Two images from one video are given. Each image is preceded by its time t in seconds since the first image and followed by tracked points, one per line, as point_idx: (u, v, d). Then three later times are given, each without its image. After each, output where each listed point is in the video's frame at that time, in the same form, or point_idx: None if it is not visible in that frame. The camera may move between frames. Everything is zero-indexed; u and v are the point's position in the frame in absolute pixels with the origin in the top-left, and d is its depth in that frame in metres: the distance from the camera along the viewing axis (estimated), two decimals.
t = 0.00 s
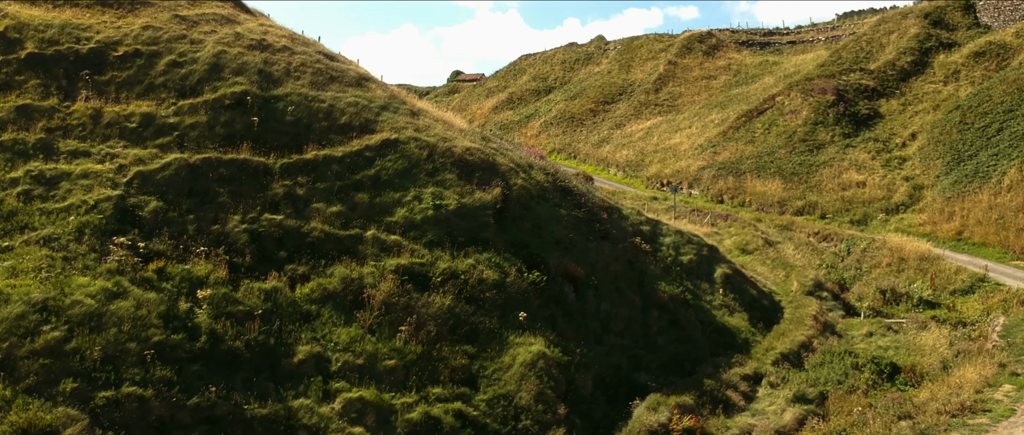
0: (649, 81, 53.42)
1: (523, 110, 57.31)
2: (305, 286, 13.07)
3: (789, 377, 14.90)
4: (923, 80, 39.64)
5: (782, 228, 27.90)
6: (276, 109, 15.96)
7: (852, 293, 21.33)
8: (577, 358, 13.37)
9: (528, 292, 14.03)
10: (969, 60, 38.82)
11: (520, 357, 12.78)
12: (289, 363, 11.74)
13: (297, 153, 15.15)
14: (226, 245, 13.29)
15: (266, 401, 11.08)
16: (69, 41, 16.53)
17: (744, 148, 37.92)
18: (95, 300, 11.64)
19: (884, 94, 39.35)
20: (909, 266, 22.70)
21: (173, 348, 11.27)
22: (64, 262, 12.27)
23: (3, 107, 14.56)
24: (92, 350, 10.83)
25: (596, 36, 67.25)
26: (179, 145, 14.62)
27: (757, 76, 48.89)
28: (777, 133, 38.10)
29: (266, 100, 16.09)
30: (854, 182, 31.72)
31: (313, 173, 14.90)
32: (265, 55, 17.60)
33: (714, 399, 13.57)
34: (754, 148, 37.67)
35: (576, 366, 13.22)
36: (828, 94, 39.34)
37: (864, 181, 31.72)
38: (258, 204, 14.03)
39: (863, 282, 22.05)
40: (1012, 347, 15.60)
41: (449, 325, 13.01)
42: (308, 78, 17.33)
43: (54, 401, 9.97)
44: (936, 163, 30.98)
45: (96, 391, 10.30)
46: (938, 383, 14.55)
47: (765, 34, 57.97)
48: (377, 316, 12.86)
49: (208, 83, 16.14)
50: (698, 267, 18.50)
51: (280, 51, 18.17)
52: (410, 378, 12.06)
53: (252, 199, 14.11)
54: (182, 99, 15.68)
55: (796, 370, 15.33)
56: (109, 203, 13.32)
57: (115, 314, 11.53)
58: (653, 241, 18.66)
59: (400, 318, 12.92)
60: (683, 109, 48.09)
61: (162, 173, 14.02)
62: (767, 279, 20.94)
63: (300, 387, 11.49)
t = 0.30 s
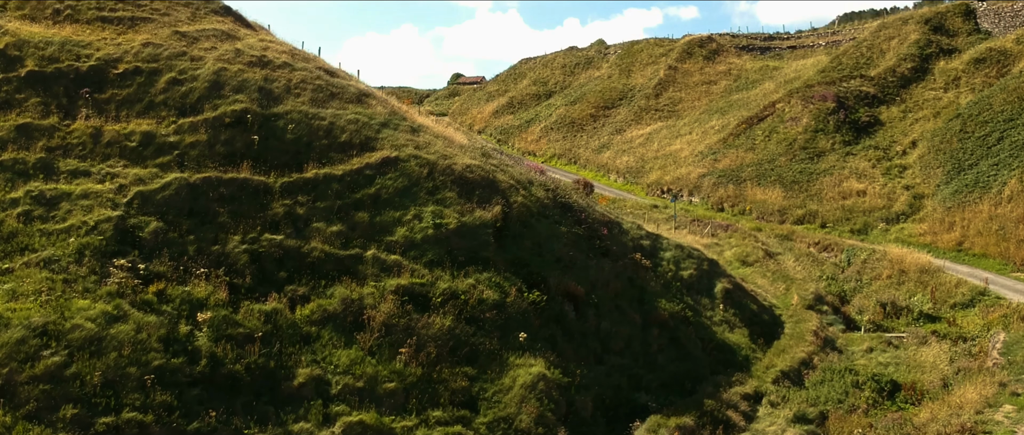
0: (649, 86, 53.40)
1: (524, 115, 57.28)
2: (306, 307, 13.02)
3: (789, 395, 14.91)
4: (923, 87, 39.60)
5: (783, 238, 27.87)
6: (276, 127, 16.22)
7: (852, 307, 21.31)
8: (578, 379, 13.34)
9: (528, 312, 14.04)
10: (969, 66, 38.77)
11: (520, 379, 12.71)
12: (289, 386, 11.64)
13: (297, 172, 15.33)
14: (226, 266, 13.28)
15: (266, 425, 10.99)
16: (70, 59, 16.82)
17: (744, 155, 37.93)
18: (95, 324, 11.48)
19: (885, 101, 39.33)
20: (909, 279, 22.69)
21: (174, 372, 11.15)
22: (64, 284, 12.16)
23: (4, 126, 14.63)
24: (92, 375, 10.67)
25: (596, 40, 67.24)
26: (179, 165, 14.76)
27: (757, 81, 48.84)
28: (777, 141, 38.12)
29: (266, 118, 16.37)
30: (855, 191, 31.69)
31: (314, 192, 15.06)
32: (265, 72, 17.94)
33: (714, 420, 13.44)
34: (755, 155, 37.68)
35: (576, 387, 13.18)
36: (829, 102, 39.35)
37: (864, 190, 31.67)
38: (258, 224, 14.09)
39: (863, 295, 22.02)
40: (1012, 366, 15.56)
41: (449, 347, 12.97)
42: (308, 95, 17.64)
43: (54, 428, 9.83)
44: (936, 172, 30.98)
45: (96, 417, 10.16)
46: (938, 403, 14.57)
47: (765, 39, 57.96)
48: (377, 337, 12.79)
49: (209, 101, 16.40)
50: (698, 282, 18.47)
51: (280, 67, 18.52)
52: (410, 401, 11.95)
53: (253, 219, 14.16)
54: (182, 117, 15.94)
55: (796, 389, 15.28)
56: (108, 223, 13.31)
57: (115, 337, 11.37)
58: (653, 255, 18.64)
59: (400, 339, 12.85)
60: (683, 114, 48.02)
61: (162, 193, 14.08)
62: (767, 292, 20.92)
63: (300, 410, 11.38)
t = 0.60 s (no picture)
0: (649, 91, 53.38)
1: (524, 120, 57.23)
2: (306, 328, 12.92)
3: (789, 414, 14.79)
4: (924, 93, 39.56)
5: (783, 248, 27.77)
6: (278, 146, 16.38)
7: (852, 320, 21.26)
8: (578, 400, 13.21)
9: (528, 332, 14.08)
10: (970, 73, 38.74)
11: (520, 400, 12.60)
12: (289, 408, 11.39)
13: (297, 191, 15.47)
14: (227, 286, 13.25)
15: None
16: (70, 76, 16.88)
17: (745, 163, 37.94)
18: (96, 347, 11.38)
19: (885, 108, 39.29)
20: (910, 291, 22.65)
21: (175, 396, 10.99)
22: (64, 307, 12.11)
23: (4, 145, 14.73)
24: (93, 400, 10.52)
25: (596, 44, 67.25)
26: (179, 184, 14.84)
27: (758, 86, 48.78)
28: (777, 148, 38.14)
29: (267, 136, 16.60)
30: (855, 200, 31.67)
31: (314, 211, 15.13)
32: (265, 88, 18.12)
33: None
34: (755, 163, 37.70)
35: (576, 408, 13.02)
36: (828, 110, 39.40)
37: (864, 198, 31.63)
38: (258, 244, 14.10)
39: (863, 308, 21.93)
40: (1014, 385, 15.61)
41: (449, 368, 12.90)
42: (308, 112, 17.90)
43: None
44: (936, 182, 30.98)
45: None
46: (939, 421, 14.54)
47: (765, 44, 57.98)
48: (377, 359, 12.66)
49: (210, 118, 16.59)
50: (700, 296, 18.38)
51: (280, 83, 18.74)
52: (411, 423, 11.75)
53: (253, 238, 14.20)
54: (182, 135, 16.11)
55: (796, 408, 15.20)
56: (109, 244, 13.32)
57: (116, 361, 11.25)
58: (654, 269, 18.55)
59: (401, 360, 12.74)
60: (683, 120, 47.91)
61: (162, 213, 14.13)
62: (767, 305, 20.88)
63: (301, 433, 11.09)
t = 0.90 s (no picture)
0: (649, 96, 53.24)
1: (523, 124, 56.78)
2: (307, 349, 12.79)
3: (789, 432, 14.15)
4: (925, 99, 39.46)
5: (783, 258, 27.48)
6: (277, 164, 17.06)
7: (853, 333, 21.05)
8: (579, 421, 12.86)
9: (529, 352, 14.13)
10: (970, 79, 38.72)
11: (522, 420, 12.27)
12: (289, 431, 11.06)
13: (298, 208, 15.90)
14: (228, 307, 13.24)
15: None
16: (71, 93, 17.68)
17: (745, 170, 37.84)
18: (97, 371, 11.29)
19: (886, 114, 39.18)
20: (911, 303, 22.55)
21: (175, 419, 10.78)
22: (65, 329, 12.07)
23: (5, 163, 15.14)
24: (94, 425, 10.37)
25: (596, 48, 67.23)
26: (179, 203, 15.17)
27: (758, 92, 48.66)
28: (778, 155, 38.09)
29: (267, 153, 17.33)
30: (856, 208, 31.59)
31: (317, 231, 15.44)
32: (265, 104, 19.27)
33: None
34: (756, 170, 37.62)
35: (576, 428, 12.63)
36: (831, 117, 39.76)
37: (864, 207, 31.57)
38: (258, 263, 14.25)
39: (863, 320, 21.79)
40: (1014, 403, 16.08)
41: (451, 388, 12.70)
42: (308, 128, 18.94)
43: None
44: (936, 190, 31.00)
45: None
46: None
47: (766, 48, 57.94)
48: (378, 380, 12.45)
49: (211, 135, 17.45)
50: (702, 309, 18.28)
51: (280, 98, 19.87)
52: None
53: (255, 258, 14.34)
54: (183, 153, 16.74)
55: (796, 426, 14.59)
56: (110, 264, 13.41)
57: (118, 384, 11.14)
58: (655, 282, 18.35)
59: (403, 381, 12.55)
60: (684, 125, 47.45)
61: (163, 232, 14.33)
62: (768, 318, 20.81)
63: None
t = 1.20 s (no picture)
0: (649, 101, 52.90)
1: (520, 127, 56.12)
2: (308, 369, 12.66)
3: None
4: (926, 105, 39.40)
5: (784, 266, 27.06)
6: (279, 179, 18.54)
7: (853, 344, 20.89)
8: None
9: (531, 369, 14.01)
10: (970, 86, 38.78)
11: None
12: None
13: (300, 225, 16.82)
14: (229, 327, 13.29)
15: None
16: (71, 107, 19.16)
17: (745, 176, 37.58)
18: (98, 392, 11.21)
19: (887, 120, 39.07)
20: (912, 314, 22.42)
21: None
22: (66, 348, 12.09)
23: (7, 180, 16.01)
24: None
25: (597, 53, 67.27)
26: (180, 219, 16.12)
27: (759, 97, 48.48)
28: (778, 162, 38.01)
29: (267, 168, 18.94)
30: (857, 216, 31.45)
31: (319, 249, 16.11)
32: (266, 120, 21.34)
33: None
34: (756, 176, 37.44)
35: None
36: (831, 124, 39.80)
37: (864, 215, 31.48)
38: (259, 283, 14.60)
39: (864, 331, 21.66)
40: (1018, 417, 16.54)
41: (454, 407, 12.42)
42: (308, 143, 20.74)
43: None
44: (936, 199, 31.11)
45: None
46: None
47: (766, 53, 57.93)
48: (380, 399, 12.21)
49: (212, 151, 19.02)
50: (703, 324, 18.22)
51: (281, 114, 21.94)
52: None
53: (255, 278, 14.72)
54: (184, 168, 18.25)
55: None
56: (110, 283, 13.76)
57: (119, 404, 11.04)
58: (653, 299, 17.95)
59: (404, 400, 12.32)
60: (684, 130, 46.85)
61: (163, 249, 14.99)
62: (768, 330, 20.74)
63: None
